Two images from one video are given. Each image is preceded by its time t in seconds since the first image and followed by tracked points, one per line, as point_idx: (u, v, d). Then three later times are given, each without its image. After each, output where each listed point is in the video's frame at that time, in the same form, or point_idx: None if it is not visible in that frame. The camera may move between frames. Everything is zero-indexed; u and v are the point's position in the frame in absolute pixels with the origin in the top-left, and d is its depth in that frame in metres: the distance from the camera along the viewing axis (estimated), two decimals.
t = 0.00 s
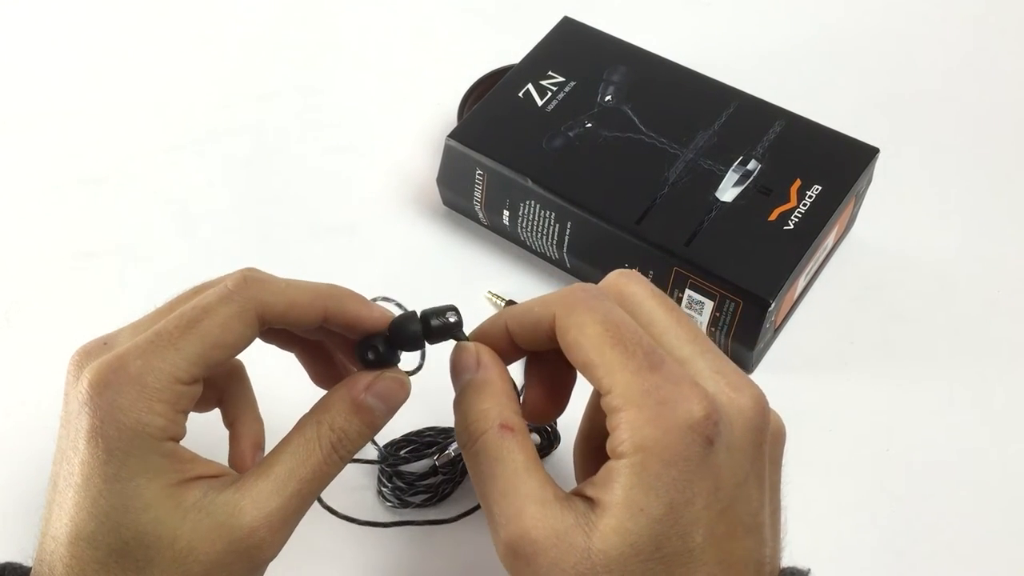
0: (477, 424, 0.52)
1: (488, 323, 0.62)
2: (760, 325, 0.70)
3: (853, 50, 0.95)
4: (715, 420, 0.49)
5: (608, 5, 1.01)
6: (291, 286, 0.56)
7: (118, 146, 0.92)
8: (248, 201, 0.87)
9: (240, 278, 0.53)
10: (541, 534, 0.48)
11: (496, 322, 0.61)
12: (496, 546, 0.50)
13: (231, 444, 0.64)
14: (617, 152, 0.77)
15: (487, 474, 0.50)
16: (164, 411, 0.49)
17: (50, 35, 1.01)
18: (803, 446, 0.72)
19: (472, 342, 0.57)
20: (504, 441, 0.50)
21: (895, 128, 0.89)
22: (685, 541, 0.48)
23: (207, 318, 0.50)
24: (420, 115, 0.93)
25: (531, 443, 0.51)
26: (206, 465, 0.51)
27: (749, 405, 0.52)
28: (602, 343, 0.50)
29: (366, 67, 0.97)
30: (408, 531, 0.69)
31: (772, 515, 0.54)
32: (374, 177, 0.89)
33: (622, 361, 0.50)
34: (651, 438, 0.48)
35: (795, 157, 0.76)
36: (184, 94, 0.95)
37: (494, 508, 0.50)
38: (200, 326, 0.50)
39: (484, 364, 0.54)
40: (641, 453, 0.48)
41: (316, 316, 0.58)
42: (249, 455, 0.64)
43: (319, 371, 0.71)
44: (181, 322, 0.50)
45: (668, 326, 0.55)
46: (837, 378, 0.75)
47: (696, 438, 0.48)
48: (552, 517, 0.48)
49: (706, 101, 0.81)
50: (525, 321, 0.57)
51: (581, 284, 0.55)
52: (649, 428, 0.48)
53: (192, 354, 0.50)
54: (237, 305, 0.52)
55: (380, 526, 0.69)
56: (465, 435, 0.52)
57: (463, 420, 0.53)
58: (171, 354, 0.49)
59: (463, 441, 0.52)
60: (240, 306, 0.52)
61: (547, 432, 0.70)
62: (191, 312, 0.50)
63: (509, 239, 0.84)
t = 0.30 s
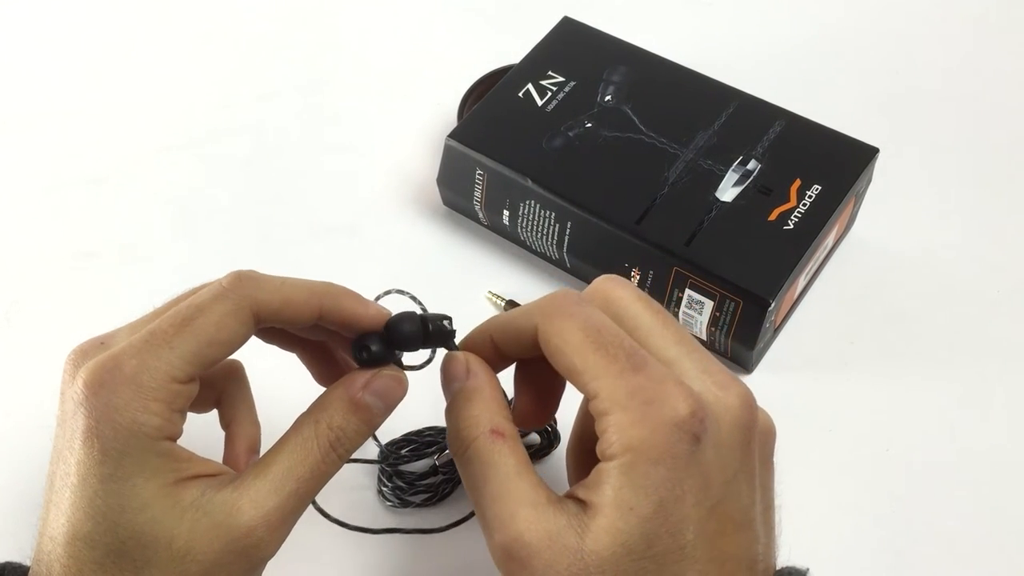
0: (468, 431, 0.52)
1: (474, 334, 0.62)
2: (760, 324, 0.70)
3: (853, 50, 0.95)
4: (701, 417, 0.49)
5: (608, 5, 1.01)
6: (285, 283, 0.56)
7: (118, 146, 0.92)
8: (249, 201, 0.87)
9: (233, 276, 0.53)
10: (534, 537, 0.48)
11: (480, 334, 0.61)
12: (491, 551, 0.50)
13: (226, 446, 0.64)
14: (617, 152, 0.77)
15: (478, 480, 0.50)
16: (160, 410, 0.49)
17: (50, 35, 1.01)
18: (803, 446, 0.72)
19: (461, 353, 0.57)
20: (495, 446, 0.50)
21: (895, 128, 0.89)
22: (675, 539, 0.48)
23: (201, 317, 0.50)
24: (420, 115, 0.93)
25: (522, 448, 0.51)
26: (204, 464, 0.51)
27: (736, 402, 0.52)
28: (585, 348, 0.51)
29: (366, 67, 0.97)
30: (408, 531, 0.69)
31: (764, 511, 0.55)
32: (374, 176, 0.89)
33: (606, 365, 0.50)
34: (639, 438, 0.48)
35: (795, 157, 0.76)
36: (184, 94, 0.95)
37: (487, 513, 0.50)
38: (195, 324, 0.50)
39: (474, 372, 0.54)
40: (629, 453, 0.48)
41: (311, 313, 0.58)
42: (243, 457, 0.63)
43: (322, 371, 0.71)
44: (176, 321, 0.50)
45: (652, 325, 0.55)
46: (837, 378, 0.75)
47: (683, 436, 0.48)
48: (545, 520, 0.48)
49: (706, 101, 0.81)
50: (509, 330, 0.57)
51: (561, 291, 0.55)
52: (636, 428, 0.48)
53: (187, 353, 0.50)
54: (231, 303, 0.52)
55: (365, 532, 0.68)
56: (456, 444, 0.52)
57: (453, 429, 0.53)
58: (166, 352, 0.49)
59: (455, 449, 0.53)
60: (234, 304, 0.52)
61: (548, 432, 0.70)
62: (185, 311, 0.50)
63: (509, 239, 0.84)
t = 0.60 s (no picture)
0: (451, 447, 0.52)
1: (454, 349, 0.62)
2: (759, 324, 0.70)
3: (854, 50, 0.95)
4: (680, 421, 0.49)
5: (608, 5, 1.01)
6: (283, 281, 0.56)
7: (118, 146, 0.92)
8: (249, 201, 0.87)
9: (231, 275, 0.53)
10: (522, 550, 0.48)
11: (460, 351, 0.61)
12: (479, 566, 0.50)
13: (227, 444, 0.64)
14: (617, 152, 0.77)
15: (464, 495, 0.50)
16: (161, 409, 0.49)
17: (50, 35, 1.01)
18: (803, 446, 0.72)
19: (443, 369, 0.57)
20: (479, 460, 0.50)
21: (895, 128, 0.89)
22: (662, 544, 0.48)
23: (201, 315, 0.51)
24: (420, 115, 0.93)
25: (507, 460, 0.51)
26: (204, 464, 0.51)
27: (714, 405, 0.52)
28: (562, 361, 0.51)
29: (367, 67, 0.97)
30: (409, 531, 0.69)
31: (751, 511, 0.55)
32: (374, 176, 0.89)
33: (584, 377, 0.50)
34: (620, 446, 0.48)
35: (795, 157, 0.76)
36: (184, 94, 0.96)
37: (474, 528, 0.50)
38: (194, 323, 0.50)
39: (456, 388, 0.54)
40: (612, 461, 0.48)
41: (308, 311, 0.58)
42: (245, 456, 0.63)
43: (321, 370, 0.71)
44: (175, 319, 0.50)
45: (628, 332, 0.56)
46: (837, 378, 0.75)
47: (664, 440, 0.48)
48: (533, 533, 0.48)
49: (706, 101, 0.81)
50: (488, 345, 0.57)
51: (535, 303, 0.55)
52: (618, 436, 0.48)
53: (187, 351, 0.50)
54: (230, 301, 0.52)
55: (345, 540, 0.68)
56: (440, 461, 0.52)
57: (436, 446, 0.53)
58: (166, 351, 0.49)
59: (439, 466, 0.53)
60: (232, 302, 0.52)
61: (549, 431, 0.70)
62: (183, 309, 0.51)
63: (509, 239, 0.84)
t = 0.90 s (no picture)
0: (442, 457, 0.52)
1: (441, 360, 0.61)
2: (760, 325, 0.70)
3: (854, 50, 0.95)
4: (671, 425, 0.49)
5: (608, 5, 1.01)
6: (285, 280, 0.57)
7: (117, 146, 0.92)
8: (249, 201, 0.87)
9: (232, 274, 0.53)
10: (517, 560, 0.48)
11: (445, 361, 0.61)
12: None
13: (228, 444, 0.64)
14: (618, 152, 0.77)
15: (456, 506, 0.51)
16: (163, 408, 0.49)
17: (49, 35, 1.01)
18: (803, 447, 0.72)
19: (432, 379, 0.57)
20: (470, 470, 0.50)
21: (895, 128, 0.89)
22: (656, 549, 0.48)
23: (202, 314, 0.51)
24: (420, 115, 0.93)
25: (498, 469, 0.51)
26: (205, 464, 0.51)
27: (703, 407, 0.52)
28: (550, 369, 0.50)
29: (367, 66, 0.97)
30: (409, 531, 0.69)
31: (743, 511, 0.55)
32: (374, 176, 0.89)
33: (573, 385, 0.50)
34: (612, 453, 0.48)
35: (795, 158, 0.76)
36: (184, 94, 0.95)
37: (467, 538, 0.50)
38: (196, 322, 0.50)
39: (446, 399, 0.54)
40: (603, 468, 0.48)
41: (309, 311, 0.58)
42: (246, 455, 0.63)
43: (320, 370, 0.71)
44: (177, 318, 0.50)
45: (615, 337, 0.55)
46: (837, 378, 0.75)
47: (655, 445, 0.48)
48: (527, 542, 0.48)
49: (706, 101, 0.81)
50: (475, 354, 0.57)
51: (520, 311, 0.55)
52: (609, 444, 0.48)
53: (189, 350, 0.50)
54: (232, 300, 0.52)
55: (335, 547, 0.67)
56: (431, 473, 0.52)
57: (427, 458, 0.53)
58: (168, 350, 0.49)
59: (431, 478, 0.53)
60: (234, 300, 0.52)
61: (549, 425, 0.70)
62: (185, 309, 0.51)
63: (509, 239, 0.84)
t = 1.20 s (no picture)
0: (440, 459, 0.51)
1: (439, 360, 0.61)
2: (760, 325, 0.70)
3: (854, 50, 0.95)
4: (668, 425, 0.49)
5: (607, 5, 1.01)
6: (287, 280, 0.56)
7: (117, 147, 0.92)
8: (249, 201, 0.87)
9: (235, 275, 0.53)
10: (516, 561, 0.48)
11: (441, 364, 0.60)
12: None
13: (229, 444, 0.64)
14: (617, 152, 0.77)
15: (455, 507, 0.50)
16: (163, 408, 0.49)
17: (49, 35, 1.01)
18: (803, 446, 0.73)
19: (430, 381, 0.57)
20: (469, 471, 0.50)
21: (895, 128, 0.89)
22: (655, 548, 0.48)
23: (204, 315, 0.51)
24: (420, 115, 0.93)
25: (496, 470, 0.51)
26: (206, 465, 0.51)
27: (701, 407, 0.52)
28: (548, 369, 0.50)
29: (367, 67, 0.97)
30: (409, 531, 0.69)
31: (742, 510, 0.54)
32: (375, 176, 0.89)
33: (570, 385, 0.50)
34: (610, 454, 0.48)
35: (795, 158, 0.76)
36: (185, 94, 0.96)
37: (466, 540, 0.50)
38: (198, 323, 0.50)
39: (444, 400, 0.54)
40: (602, 468, 0.48)
41: (313, 310, 0.58)
42: (246, 455, 0.64)
43: (318, 368, 0.71)
44: (179, 320, 0.50)
45: (612, 338, 0.56)
46: (836, 378, 0.75)
47: (653, 445, 0.48)
48: (526, 543, 0.48)
49: (706, 101, 0.81)
50: (472, 355, 0.57)
51: (517, 312, 0.54)
52: (607, 444, 0.48)
53: (191, 350, 0.50)
54: (235, 301, 0.52)
55: (332, 548, 0.67)
56: (429, 475, 0.52)
57: (424, 460, 0.53)
58: (170, 350, 0.49)
59: (429, 480, 0.52)
60: (237, 300, 0.52)
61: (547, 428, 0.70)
62: (187, 310, 0.51)
63: (509, 239, 0.84)
